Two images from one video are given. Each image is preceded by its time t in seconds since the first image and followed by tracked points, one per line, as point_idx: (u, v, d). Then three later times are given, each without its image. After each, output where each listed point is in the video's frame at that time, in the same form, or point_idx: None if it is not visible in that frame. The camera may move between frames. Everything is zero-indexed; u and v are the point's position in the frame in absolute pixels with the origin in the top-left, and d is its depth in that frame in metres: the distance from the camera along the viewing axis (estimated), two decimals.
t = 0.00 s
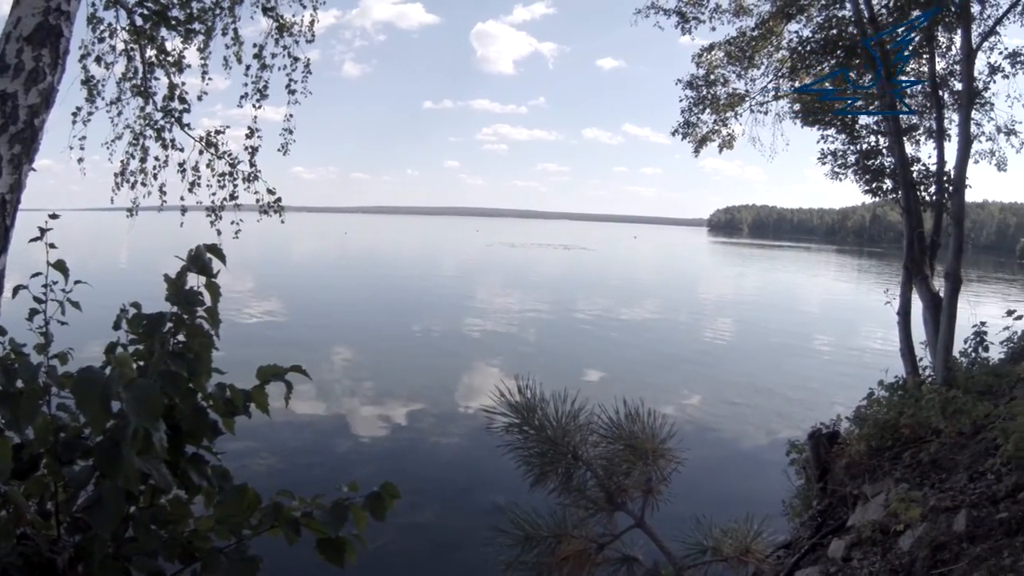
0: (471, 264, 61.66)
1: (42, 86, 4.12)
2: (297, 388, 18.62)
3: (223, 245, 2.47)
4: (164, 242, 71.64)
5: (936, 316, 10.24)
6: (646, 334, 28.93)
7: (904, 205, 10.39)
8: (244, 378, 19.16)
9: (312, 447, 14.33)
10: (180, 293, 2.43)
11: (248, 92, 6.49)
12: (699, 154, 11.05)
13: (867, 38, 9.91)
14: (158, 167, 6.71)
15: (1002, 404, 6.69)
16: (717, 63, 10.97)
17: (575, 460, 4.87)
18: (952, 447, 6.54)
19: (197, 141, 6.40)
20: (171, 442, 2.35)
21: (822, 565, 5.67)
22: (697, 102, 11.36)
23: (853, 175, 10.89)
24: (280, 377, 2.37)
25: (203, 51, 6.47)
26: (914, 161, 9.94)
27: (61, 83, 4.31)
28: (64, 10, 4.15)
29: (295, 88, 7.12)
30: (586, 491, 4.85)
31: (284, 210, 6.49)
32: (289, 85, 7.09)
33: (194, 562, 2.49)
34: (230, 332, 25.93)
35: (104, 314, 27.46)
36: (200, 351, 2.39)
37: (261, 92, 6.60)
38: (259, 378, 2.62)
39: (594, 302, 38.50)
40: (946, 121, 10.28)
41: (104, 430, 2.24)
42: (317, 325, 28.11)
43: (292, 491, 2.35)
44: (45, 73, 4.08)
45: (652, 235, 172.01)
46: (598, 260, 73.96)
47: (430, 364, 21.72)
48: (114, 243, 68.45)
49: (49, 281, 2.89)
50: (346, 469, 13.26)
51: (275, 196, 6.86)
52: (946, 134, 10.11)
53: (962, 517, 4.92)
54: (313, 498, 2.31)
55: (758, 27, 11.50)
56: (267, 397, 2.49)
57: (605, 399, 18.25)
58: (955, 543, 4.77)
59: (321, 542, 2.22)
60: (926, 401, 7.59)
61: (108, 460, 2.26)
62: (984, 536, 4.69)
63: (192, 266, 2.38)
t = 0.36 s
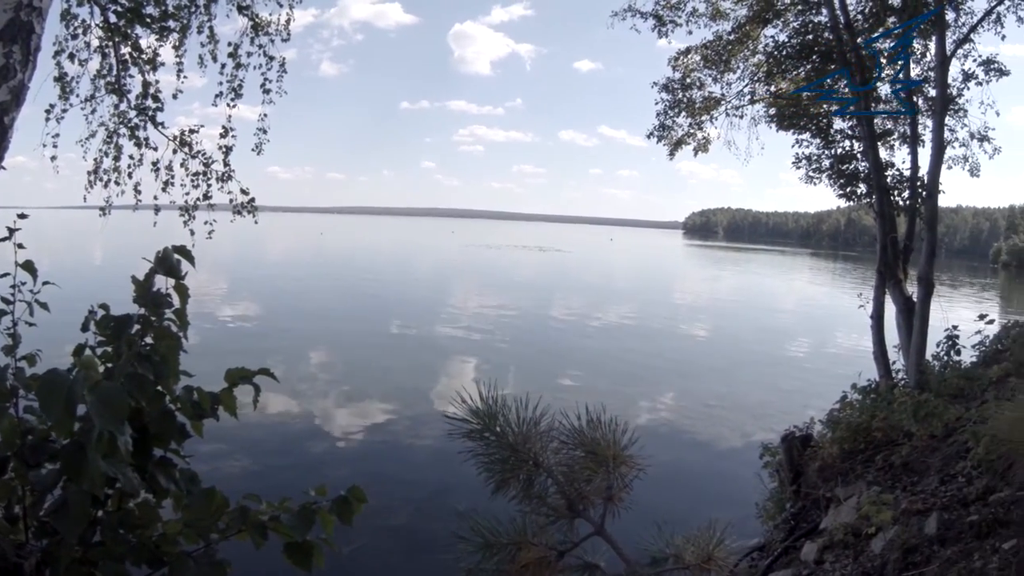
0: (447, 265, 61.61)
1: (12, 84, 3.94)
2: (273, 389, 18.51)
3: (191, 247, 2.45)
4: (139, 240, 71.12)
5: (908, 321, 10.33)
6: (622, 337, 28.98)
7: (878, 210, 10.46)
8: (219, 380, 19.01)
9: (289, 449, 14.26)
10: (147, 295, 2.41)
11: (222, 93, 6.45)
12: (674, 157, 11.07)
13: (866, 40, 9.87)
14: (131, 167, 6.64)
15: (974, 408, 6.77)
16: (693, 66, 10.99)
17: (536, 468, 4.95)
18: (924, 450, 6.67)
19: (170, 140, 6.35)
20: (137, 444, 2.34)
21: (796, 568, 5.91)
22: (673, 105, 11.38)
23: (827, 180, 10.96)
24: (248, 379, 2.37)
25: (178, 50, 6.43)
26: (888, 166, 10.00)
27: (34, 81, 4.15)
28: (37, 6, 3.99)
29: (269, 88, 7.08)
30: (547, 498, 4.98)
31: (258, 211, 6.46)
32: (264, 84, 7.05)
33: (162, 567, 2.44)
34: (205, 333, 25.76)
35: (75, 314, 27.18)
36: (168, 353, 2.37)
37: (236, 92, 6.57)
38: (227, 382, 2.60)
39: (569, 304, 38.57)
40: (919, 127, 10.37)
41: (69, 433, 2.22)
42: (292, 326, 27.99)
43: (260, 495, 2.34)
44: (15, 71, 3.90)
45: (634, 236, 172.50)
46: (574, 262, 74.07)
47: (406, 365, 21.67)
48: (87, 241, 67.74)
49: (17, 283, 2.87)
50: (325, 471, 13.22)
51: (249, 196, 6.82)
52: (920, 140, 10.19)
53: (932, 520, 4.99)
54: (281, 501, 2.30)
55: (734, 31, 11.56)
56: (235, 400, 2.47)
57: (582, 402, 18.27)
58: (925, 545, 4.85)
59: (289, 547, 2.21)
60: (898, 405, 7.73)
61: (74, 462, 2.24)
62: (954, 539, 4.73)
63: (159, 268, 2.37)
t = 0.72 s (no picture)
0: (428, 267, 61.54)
1: None
2: (251, 392, 18.41)
3: (166, 247, 2.45)
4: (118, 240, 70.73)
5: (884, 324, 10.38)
6: (600, 340, 29.06)
7: (856, 214, 10.49)
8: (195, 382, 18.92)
9: (270, 452, 14.18)
10: (120, 294, 2.40)
11: (202, 92, 6.44)
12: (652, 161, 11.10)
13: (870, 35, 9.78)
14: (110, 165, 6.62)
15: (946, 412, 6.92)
16: (673, 71, 11.04)
17: (501, 468, 4.82)
18: (899, 453, 6.78)
19: (149, 139, 6.35)
20: (109, 444, 2.33)
21: (773, 569, 6.13)
22: (652, 110, 11.43)
23: (806, 185, 11.00)
24: (221, 379, 2.36)
25: (158, 49, 6.41)
26: (865, 172, 10.04)
27: (7, 78, 4.15)
28: (13, 4, 4.02)
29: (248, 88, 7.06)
30: (512, 498, 4.84)
31: (235, 212, 6.45)
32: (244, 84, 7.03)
33: (134, 567, 2.41)
34: (183, 334, 25.65)
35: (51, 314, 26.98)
36: (140, 353, 2.36)
37: (215, 92, 6.56)
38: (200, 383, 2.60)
39: (549, 307, 38.60)
40: (897, 133, 10.45)
41: (40, 432, 2.20)
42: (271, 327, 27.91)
43: (232, 495, 2.36)
44: None
45: (620, 240, 172.92)
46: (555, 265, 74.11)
47: (384, 368, 21.65)
48: (63, 241, 67.35)
49: None
50: (304, 474, 13.16)
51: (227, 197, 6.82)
52: (897, 145, 10.25)
53: (906, 523, 5.25)
54: (253, 502, 2.30)
55: (714, 36, 11.63)
56: (208, 400, 2.46)
57: (560, 404, 18.27)
58: (899, 547, 5.10)
59: (260, 548, 2.21)
60: (874, 409, 7.83)
61: (44, 463, 2.22)
62: (928, 539, 5.02)
63: (132, 268, 2.36)
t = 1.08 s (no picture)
0: (397, 270, 61.38)
1: None
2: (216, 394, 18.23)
3: (125, 248, 2.44)
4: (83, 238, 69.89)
5: (847, 328, 10.50)
6: (567, 342, 29.16)
7: (820, 220, 10.60)
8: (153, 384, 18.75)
9: (238, 456, 14.04)
10: (77, 295, 2.40)
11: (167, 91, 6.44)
12: (618, 165, 11.14)
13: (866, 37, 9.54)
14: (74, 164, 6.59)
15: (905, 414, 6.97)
16: (640, 76, 11.10)
17: (447, 472, 4.75)
18: (860, 455, 6.82)
19: (114, 138, 6.33)
20: (64, 446, 2.32)
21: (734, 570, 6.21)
22: (619, 114, 11.47)
23: (771, 191, 11.09)
24: (178, 381, 2.36)
25: (124, 47, 6.38)
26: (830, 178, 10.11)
27: None
28: None
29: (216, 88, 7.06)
30: (457, 501, 4.79)
31: (199, 212, 6.45)
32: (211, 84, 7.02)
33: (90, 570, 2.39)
34: (149, 335, 25.43)
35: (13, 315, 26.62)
36: (96, 354, 2.35)
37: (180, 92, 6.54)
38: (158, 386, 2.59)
39: (517, 311, 38.63)
40: (862, 140, 10.56)
41: None
42: (238, 328, 27.74)
43: (187, 497, 2.36)
44: None
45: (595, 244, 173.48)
46: (524, 269, 74.11)
47: (350, 369, 21.61)
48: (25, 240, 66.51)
49: None
50: (272, 477, 13.04)
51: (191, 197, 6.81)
52: (862, 153, 10.38)
53: (865, 524, 5.37)
54: (208, 504, 2.30)
55: (682, 42, 11.71)
56: (166, 402, 2.46)
57: (528, 408, 18.27)
58: (858, 548, 5.22)
59: (216, 548, 2.21)
60: (835, 412, 7.90)
61: None
62: (887, 541, 5.14)
63: (90, 269, 2.36)
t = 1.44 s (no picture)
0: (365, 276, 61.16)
1: None
2: (182, 403, 18.03)
3: (82, 256, 2.45)
4: (47, 242, 69.02)
5: (812, 333, 10.58)
6: (536, 348, 29.22)
7: (786, 226, 10.66)
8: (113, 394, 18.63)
9: (207, 468, 13.89)
10: (35, 305, 2.37)
11: (132, 96, 6.46)
12: (585, 172, 11.17)
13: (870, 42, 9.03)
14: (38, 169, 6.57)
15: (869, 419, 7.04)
16: (607, 82, 11.13)
17: (396, 484, 4.57)
18: (825, 459, 6.86)
19: (79, 143, 6.33)
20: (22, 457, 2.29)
21: None
22: (585, 121, 11.49)
23: (738, 197, 11.13)
24: (137, 391, 2.36)
25: (89, 52, 6.38)
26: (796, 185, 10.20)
27: None
28: None
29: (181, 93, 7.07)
30: (407, 513, 4.61)
31: (164, 219, 6.48)
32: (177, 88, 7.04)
33: None
34: (117, 343, 25.25)
35: None
36: (55, 363, 2.34)
37: (145, 97, 6.56)
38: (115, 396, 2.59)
39: (484, 317, 38.64)
40: (828, 146, 10.62)
41: None
42: (207, 336, 27.61)
43: (146, 508, 2.37)
44: None
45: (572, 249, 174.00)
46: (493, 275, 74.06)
47: (319, 377, 21.55)
48: None
49: None
50: (239, 486, 13.00)
51: (155, 203, 6.83)
52: (827, 159, 10.46)
53: (830, 528, 5.43)
54: (167, 514, 2.32)
55: (650, 48, 11.75)
56: (125, 412, 2.46)
57: (496, 414, 18.29)
58: (823, 552, 5.30)
59: (173, 560, 2.20)
60: (800, 415, 7.92)
61: None
62: (851, 544, 5.21)
63: (47, 279, 2.34)
